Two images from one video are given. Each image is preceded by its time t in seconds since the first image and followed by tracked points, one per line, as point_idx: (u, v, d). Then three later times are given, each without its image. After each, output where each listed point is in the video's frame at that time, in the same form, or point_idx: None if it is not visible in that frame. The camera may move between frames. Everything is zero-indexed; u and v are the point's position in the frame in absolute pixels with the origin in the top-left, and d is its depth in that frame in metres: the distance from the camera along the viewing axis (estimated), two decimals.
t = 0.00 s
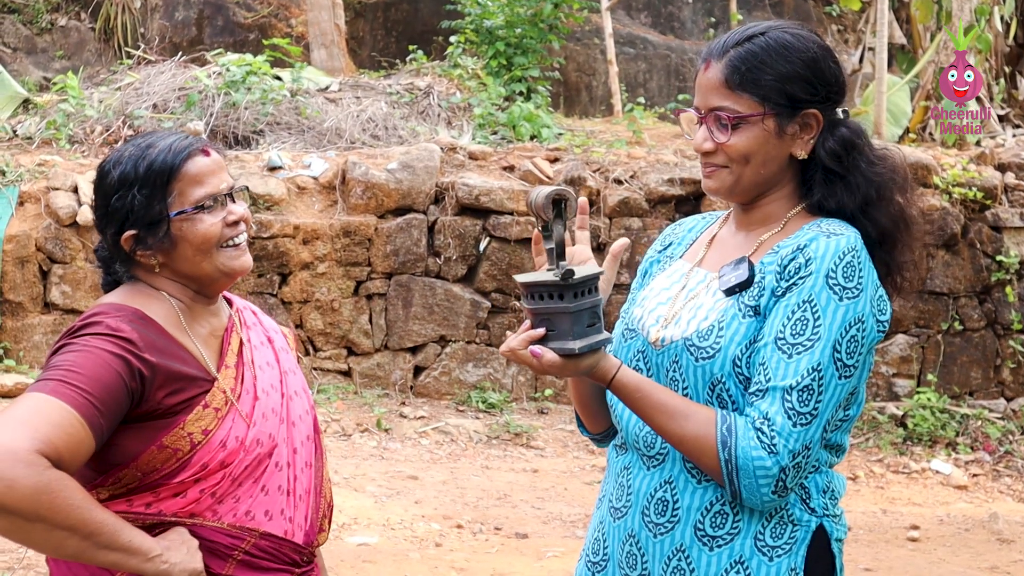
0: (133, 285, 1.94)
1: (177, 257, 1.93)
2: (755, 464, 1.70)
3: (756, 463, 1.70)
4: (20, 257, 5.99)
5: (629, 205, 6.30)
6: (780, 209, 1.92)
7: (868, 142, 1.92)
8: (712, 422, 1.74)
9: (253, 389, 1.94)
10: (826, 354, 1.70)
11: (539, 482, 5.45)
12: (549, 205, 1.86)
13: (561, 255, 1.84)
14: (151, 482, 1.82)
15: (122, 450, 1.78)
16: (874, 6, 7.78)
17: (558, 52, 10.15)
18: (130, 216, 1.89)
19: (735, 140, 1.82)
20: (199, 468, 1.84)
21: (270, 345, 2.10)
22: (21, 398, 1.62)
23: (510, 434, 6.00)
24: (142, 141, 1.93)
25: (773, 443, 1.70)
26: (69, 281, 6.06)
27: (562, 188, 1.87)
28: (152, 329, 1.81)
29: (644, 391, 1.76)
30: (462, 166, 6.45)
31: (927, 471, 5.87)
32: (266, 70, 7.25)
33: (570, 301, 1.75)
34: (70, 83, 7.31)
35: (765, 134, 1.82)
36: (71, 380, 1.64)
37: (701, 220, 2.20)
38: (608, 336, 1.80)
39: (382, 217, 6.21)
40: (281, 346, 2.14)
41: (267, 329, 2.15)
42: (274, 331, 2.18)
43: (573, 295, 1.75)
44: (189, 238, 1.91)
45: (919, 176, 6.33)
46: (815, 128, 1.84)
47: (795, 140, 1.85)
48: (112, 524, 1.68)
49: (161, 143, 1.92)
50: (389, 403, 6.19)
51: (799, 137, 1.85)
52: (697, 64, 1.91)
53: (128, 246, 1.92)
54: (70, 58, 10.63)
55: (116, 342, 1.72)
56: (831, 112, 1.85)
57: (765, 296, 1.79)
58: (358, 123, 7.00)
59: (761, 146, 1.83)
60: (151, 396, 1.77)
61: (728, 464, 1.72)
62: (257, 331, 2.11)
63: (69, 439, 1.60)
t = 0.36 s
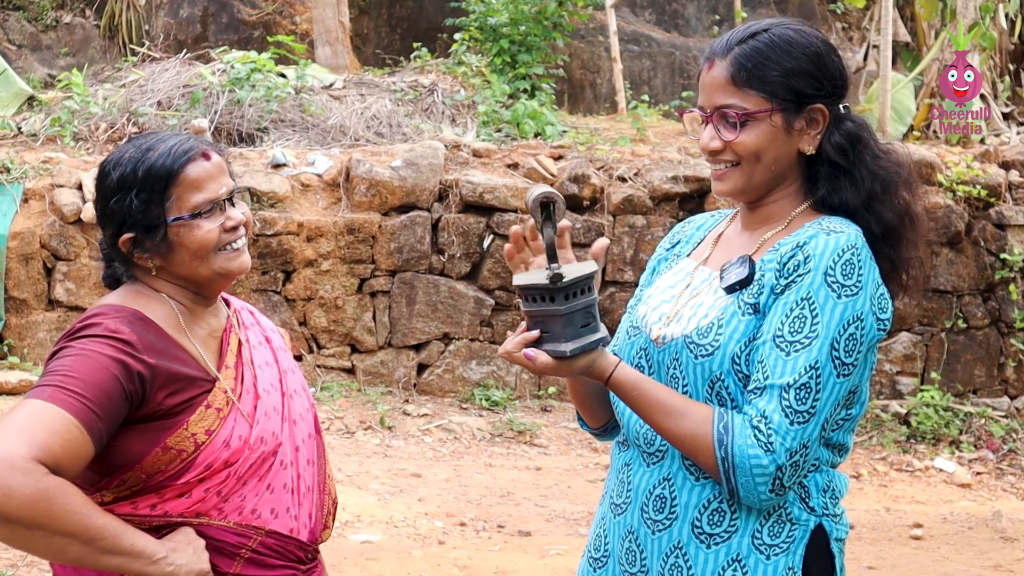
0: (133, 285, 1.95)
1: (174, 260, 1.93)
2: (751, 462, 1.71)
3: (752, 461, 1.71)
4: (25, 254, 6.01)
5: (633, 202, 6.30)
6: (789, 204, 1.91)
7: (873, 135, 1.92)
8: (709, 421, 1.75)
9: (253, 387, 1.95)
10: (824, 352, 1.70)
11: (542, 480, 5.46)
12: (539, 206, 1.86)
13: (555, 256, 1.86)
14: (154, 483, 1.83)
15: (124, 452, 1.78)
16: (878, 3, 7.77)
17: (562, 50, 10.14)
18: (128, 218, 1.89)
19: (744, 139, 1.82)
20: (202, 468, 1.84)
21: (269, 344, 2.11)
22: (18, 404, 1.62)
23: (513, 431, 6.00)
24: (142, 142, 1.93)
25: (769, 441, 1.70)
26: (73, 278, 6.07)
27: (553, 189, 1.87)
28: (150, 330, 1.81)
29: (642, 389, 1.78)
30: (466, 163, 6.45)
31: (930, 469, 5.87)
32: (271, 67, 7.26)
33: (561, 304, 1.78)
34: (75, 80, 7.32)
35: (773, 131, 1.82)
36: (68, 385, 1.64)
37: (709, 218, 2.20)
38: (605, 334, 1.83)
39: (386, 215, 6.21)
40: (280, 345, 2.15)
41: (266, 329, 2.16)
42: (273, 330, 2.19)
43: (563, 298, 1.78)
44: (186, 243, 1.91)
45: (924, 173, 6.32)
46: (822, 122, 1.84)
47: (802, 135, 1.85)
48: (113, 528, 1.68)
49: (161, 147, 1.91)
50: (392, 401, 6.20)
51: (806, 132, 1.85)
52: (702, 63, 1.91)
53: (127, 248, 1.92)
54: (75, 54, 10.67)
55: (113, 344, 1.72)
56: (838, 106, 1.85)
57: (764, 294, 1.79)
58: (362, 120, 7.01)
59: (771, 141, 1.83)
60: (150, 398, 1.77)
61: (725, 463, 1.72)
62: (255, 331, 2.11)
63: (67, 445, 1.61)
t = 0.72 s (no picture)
0: (129, 282, 1.95)
1: (170, 255, 1.94)
2: (759, 464, 1.71)
3: (761, 463, 1.71)
4: (27, 252, 6.02)
5: (634, 201, 6.30)
6: (791, 211, 1.93)
7: (878, 145, 1.90)
8: (717, 422, 1.76)
9: (257, 381, 1.95)
10: (835, 354, 1.70)
11: (544, 478, 5.47)
12: (527, 217, 1.96)
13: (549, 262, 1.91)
14: (163, 479, 1.83)
15: (130, 447, 1.79)
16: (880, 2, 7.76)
17: (564, 48, 10.14)
18: (124, 213, 1.90)
19: (740, 146, 1.83)
20: (210, 463, 1.85)
21: (269, 338, 2.12)
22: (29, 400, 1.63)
23: (515, 429, 6.01)
24: (140, 137, 1.94)
25: (779, 443, 1.70)
26: (75, 276, 6.08)
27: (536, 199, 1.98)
28: (155, 323, 1.82)
29: (649, 390, 1.79)
30: (467, 162, 6.46)
31: (932, 468, 5.87)
32: (272, 65, 7.28)
33: (560, 306, 1.82)
34: (76, 79, 7.33)
35: (772, 142, 1.83)
36: (78, 379, 1.64)
37: (713, 213, 2.20)
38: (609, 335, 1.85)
39: (388, 213, 6.22)
40: (280, 339, 2.16)
41: (265, 323, 2.17)
42: (272, 325, 2.19)
43: (562, 299, 1.82)
44: (182, 237, 1.92)
45: (925, 172, 6.33)
46: (825, 136, 1.84)
47: (804, 147, 1.85)
48: (130, 524, 1.69)
49: (157, 140, 1.92)
50: (394, 399, 6.21)
51: (807, 144, 1.85)
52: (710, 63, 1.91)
53: (121, 242, 1.93)
54: (77, 53, 10.69)
55: (119, 337, 1.73)
56: (844, 122, 1.84)
57: (775, 295, 1.79)
58: (363, 119, 7.02)
59: (769, 150, 1.84)
60: (157, 390, 1.78)
61: (733, 464, 1.73)
62: (254, 325, 2.12)
63: (81, 439, 1.61)
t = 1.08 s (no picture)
0: (144, 278, 1.96)
1: (186, 250, 1.95)
2: (762, 464, 1.72)
3: (763, 463, 1.72)
4: (31, 250, 6.04)
5: (638, 198, 6.30)
6: (784, 204, 1.93)
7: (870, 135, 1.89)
8: (718, 423, 1.77)
9: (263, 379, 1.96)
10: (835, 353, 1.71)
11: (547, 475, 5.47)
12: (531, 224, 1.93)
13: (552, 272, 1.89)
14: (169, 478, 1.84)
15: (135, 447, 1.80)
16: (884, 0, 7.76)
17: (568, 46, 10.15)
18: (146, 203, 1.90)
19: (722, 123, 1.85)
20: (216, 461, 1.86)
21: (278, 336, 2.13)
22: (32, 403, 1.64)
23: (518, 427, 6.01)
24: (169, 130, 1.94)
25: (780, 444, 1.71)
26: (79, 274, 6.09)
27: (543, 207, 1.92)
28: (158, 324, 1.82)
29: (651, 394, 1.81)
30: (471, 159, 6.47)
31: (935, 465, 5.86)
32: (276, 63, 7.30)
33: (560, 317, 1.81)
34: (81, 77, 7.34)
35: (753, 121, 1.83)
36: (81, 381, 1.65)
37: (715, 209, 2.21)
38: (612, 339, 1.85)
39: (391, 211, 6.22)
40: (289, 337, 2.17)
41: (275, 321, 2.18)
42: (281, 323, 2.20)
43: (562, 311, 1.81)
44: (203, 235, 1.93)
45: (928, 170, 6.33)
46: (809, 123, 1.84)
47: (787, 133, 1.84)
48: (136, 524, 1.71)
49: (188, 135, 1.93)
50: (398, 396, 6.21)
51: (789, 131, 1.84)
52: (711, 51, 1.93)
53: (139, 233, 1.93)
54: (81, 51, 10.73)
55: (121, 339, 1.74)
56: (829, 110, 1.83)
57: (773, 294, 1.79)
58: (367, 117, 7.02)
59: (749, 130, 1.84)
60: (161, 392, 1.78)
61: (736, 465, 1.74)
62: (263, 323, 2.13)
63: (84, 442, 1.62)
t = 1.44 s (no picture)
0: (151, 273, 1.97)
1: (193, 248, 1.95)
2: (762, 462, 1.72)
3: (764, 461, 1.72)
4: (34, 249, 6.04)
5: (640, 197, 6.30)
6: (787, 202, 1.93)
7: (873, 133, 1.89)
8: (719, 421, 1.77)
9: (266, 377, 1.96)
10: (836, 350, 1.71)
11: (550, 474, 5.47)
12: (534, 222, 1.92)
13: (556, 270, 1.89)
14: (172, 476, 1.84)
15: (139, 445, 1.80)
16: None
17: (571, 45, 10.15)
18: (160, 194, 1.91)
19: (728, 123, 1.85)
20: (219, 459, 1.86)
21: (283, 334, 2.13)
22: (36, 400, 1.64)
23: (521, 425, 6.01)
24: (193, 125, 1.95)
25: (781, 441, 1.71)
26: (82, 272, 6.10)
27: (546, 204, 1.92)
28: (161, 321, 1.83)
29: (654, 392, 1.81)
30: (474, 158, 6.46)
31: (938, 464, 5.85)
32: (279, 62, 7.31)
33: (562, 316, 1.80)
34: (84, 76, 7.35)
35: (758, 121, 1.83)
36: (85, 378, 1.65)
37: (717, 207, 2.21)
38: (613, 337, 1.85)
39: (394, 209, 6.23)
40: (294, 335, 2.17)
41: (281, 319, 2.18)
42: (286, 320, 2.20)
43: (564, 309, 1.80)
44: (211, 233, 1.94)
45: (931, 168, 6.32)
46: (815, 122, 1.83)
47: (792, 133, 1.85)
48: (141, 521, 1.70)
49: (211, 134, 1.94)
50: (400, 394, 6.21)
51: (795, 130, 1.84)
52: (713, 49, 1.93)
53: (149, 223, 1.94)
54: (84, 50, 10.74)
55: (125, 335, 1.74)
56: (835, 109, 1.83)
57: (774, 292, 1.79)
58: (370, 115, 7.02)
59: (755, 131, 1.84)
60: (164, 389, 1.79)
61: (737, 462, 1.74)
62: (269, 321, 2.13)
63: (89, 439, 1.62)
